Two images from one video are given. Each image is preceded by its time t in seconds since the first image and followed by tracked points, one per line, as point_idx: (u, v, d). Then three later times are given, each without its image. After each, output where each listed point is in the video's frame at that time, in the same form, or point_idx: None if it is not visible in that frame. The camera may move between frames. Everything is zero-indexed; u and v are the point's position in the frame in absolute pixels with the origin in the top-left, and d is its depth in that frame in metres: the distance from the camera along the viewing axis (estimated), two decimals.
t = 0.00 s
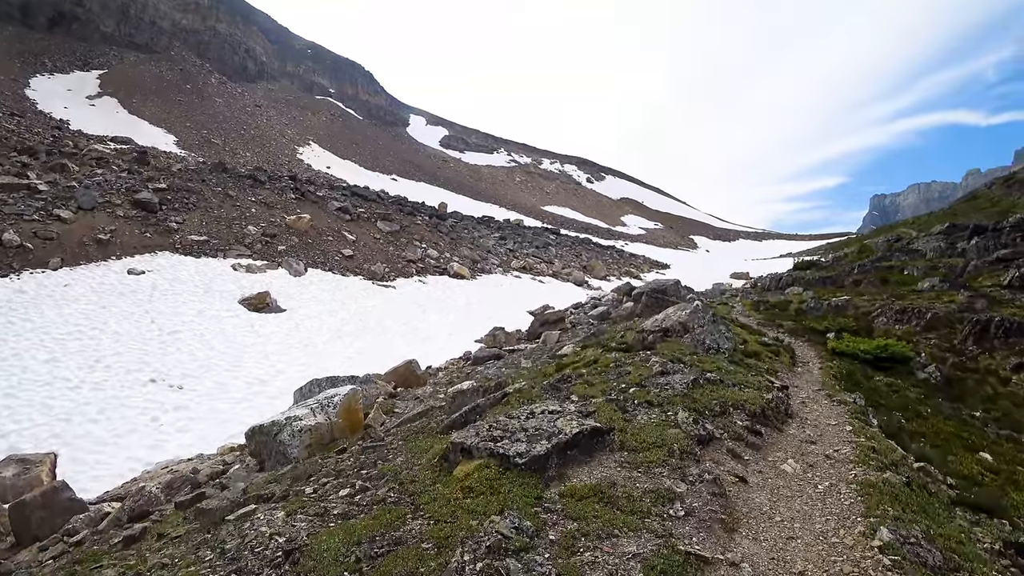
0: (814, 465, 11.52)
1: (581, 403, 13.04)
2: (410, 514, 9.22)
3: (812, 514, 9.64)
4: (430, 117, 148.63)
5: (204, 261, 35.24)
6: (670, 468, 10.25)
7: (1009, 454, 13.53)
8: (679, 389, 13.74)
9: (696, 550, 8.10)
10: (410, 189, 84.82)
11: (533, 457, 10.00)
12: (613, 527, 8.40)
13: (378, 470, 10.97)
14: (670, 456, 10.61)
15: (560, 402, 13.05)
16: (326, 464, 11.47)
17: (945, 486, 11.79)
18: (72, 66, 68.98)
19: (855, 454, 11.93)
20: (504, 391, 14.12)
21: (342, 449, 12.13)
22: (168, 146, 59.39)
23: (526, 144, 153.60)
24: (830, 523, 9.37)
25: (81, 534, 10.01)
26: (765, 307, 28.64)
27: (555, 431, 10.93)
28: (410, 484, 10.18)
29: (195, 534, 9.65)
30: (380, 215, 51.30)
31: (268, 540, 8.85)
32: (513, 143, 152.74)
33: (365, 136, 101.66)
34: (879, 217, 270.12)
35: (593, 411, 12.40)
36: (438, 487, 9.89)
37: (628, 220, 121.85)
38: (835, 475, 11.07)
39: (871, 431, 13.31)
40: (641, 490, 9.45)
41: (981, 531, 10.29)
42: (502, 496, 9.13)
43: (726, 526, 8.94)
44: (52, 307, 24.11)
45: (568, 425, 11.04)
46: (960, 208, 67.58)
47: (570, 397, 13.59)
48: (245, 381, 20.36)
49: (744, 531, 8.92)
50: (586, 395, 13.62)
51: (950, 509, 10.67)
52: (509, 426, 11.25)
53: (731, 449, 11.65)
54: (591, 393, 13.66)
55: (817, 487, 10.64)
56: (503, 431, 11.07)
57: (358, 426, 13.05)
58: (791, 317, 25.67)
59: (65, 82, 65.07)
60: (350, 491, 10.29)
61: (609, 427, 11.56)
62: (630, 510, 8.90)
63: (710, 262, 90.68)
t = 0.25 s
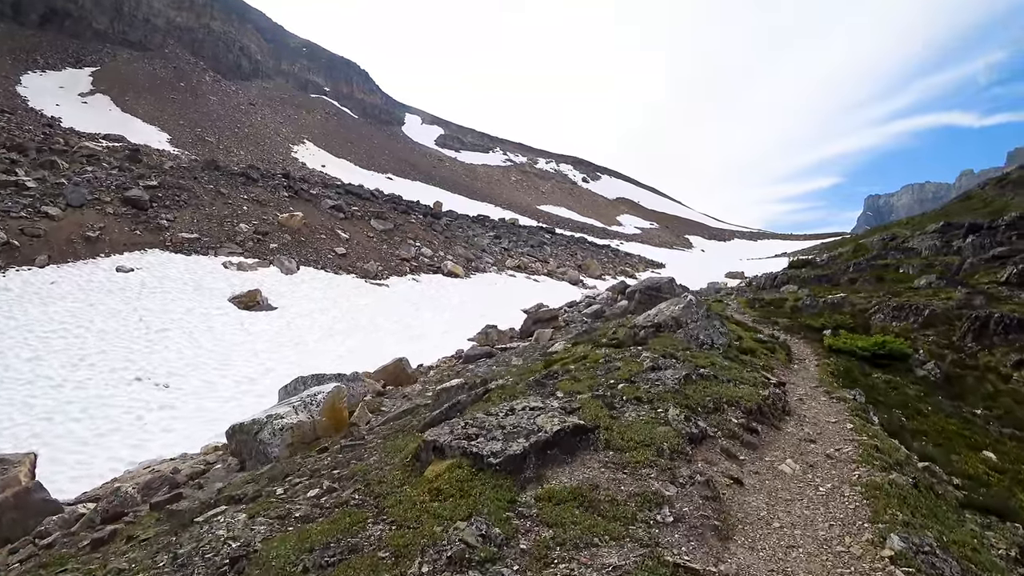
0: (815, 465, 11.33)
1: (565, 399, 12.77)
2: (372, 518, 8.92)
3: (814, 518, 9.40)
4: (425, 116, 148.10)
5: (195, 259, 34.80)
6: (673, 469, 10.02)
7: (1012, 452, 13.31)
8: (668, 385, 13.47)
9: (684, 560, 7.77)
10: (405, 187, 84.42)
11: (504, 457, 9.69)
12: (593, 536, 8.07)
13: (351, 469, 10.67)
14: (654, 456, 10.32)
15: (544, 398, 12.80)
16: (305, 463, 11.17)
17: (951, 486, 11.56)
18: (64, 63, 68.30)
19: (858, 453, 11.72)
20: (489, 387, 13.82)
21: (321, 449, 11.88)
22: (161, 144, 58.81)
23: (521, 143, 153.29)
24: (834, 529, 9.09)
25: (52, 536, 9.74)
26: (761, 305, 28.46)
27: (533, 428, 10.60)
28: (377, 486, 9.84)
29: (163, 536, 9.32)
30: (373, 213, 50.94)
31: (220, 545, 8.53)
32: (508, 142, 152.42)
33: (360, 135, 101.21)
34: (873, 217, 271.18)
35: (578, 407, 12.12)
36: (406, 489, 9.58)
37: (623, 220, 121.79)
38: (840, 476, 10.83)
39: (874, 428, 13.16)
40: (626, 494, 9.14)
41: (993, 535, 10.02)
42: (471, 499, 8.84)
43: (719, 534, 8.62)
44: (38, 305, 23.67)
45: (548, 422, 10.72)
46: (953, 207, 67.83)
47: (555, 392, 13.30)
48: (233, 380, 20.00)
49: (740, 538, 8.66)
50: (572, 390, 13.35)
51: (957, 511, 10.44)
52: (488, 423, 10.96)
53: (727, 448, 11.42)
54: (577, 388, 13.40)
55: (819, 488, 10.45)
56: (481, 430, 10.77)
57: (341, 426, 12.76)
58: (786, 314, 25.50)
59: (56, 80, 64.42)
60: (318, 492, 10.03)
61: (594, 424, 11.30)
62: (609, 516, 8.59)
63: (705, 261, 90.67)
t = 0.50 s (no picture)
0: (823, 480, 10.87)
1: (552, 408, 12.34)
2: (333, 541, 8.23)
3: (825, 544, 8.83)
4: (422, 116, 147.71)
5: (186, 257, 34.35)
6: (680, 488, 9.65)
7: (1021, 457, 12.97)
8: (662, 394, 13.08)
9: None
10: (401, 187, 84.00)
11: (481, 474, 9.09)
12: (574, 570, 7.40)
13: (323, 483, 10.12)
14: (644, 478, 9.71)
15: (530, 406, 12.39)
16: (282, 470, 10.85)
17: (965, 500, 10.99)
18: (59, 60, 67.77)
19: (868, 467, 11.25)
20: (474, 393, 13.46)
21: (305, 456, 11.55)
22: (156, 142, 58.32)
23: (518, 144, 153.01)
24: (847, 559, 8.47)
25: (20, 545, 9.48)
26: (758, 307, 28.21)
27: (515, 441, 10.05)
28: (343, 503, 9.18)
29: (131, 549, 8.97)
30: (368, 212, 50.54)
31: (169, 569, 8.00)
32: (505, 143, 152.14)
33: (357, 134, 100.78)
34: (868, 220, 271.90)
35: (567, 417, 11.71)
36: (371, 507, 8.98)
37: (620, 221, 121.63)
38: (850, 494, 10.30)
39: (884, 438, 12.73)
40: (613, 523, 8.55)
41: (1015, 556, 9.37)
42: (442, 524, 8.19)
43: (720, 566, 7.95)
44: (24, 303, 23.23)
45: (532, 434, 10.22)
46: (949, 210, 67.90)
47: (545, 400, 12.92)
48: (221, 381, 19.61)
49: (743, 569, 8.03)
50: (562, 398, 12.96)
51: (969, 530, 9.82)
52: (468, 433, 10.44)
53: (728, 463, 11.00)
54: (566, 396, 13.01)
55: (828, 508, 9.95)
56: (459, 440, 10.24)
57: (325, 430, 12.71)
58: (784, 316, 25.25)
59: (51, 76, 63.90)
60: (284, 506, 9.47)
61: (583, 436, 10.89)
62: (596, 547, 7.93)
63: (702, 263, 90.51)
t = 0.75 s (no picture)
0: (824, 508, 10.17)
1: (534, 427, 11.42)
2: None
3: None
4: (416, 117, 147.22)
5: (174, 257, 33.86)
6: (673, 520, 8.55)
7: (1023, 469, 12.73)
8: (652, 410, 12.22)
9: None
10: (395, 187, 83.61)
11: (450, 507, 8.16)
12: None
13: (293, 504, 9.64)
14: (633, 506, 8.70)
15: (510, 424, 11.53)
16: (259, 481, 10.65)
17: (971, 523, 10.32)
18: (49, 57, 67.04)
19: (872, 492, 10.62)
20: (453, 407, 13.07)
21: (285, 468, 11.28)
22: (147, 140, 57.68)
23: (512, 145, 152.82)
24: None
25: None
26: (751, 310, 28.08)
27: (491, 468, 9.05)
28: (304, 534, 8.51)
29: (92, 569, 8.64)
30: (360, 212, 50.16)
31: None
32: (499, 144, 151.93)
33: (350, 134, 100.25)
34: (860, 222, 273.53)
35: (548, 437, 10.75)
36: (334, 540, 8.23)
37: (613, 222, 121.67)
38: (854, 525, 9.58)
39: (888, 460, 12.02)
40: (599, 561, 7.46)
41: None
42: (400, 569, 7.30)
43: None
44: (6, 304, 22.74)
45: (508, 459, 9.20)
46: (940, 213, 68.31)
47: (528, 416, 12.15)
48: (206, 385, 19.24)
49: None
50: (546, 413, 12.20)
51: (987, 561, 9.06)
52: (439, 457, 9.50)
53: (723, 489, 10.13)
54: (551, 411, 12.25)
55: (832, 542, 9.13)
56: (428, 465, 9.32)
57: (308, 438, 12.49)
58: (778, 320, 25.15)
59: (41, 73, 63.16)
60: (247, 532, 8.91)
61: (565, 458, 9.92)
62: None
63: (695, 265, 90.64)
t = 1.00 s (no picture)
0: (822, 517, 9.93)
1: (515, 431, 11.17)
2: None
3: None
4: (408, 116, 146.65)
5: (161, 256, 33.39)
6: (661, 534, 8.29)
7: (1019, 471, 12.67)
8: (639, 413, 12.01)
9: None
10: (386, 187, 83.20)
11: (417, 520, 7.86)
12: None
13: (258, 512, 9.33)
14: (618, 519, 8.45)
15: (489, 428, 11.28)
16: (235, 484, 10.40)
17: (973, 529, 10.16)
18: (36, 53, 66.14)
19: (871, 500, 10.34)
20: (430, 408, 12.90)
21: (264, 470, 11.01)
22: (136, 137, 57.01)
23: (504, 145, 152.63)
24: None
25: None
26: (743, 311, 28.02)
27: (464, 476, 8.77)
28: (261, 547, 8.20)
29: None
30: (351, 212, 49.81)
31: None
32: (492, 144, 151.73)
33: (342, 133, 99.72)
34: (850, 225, 275.58)
35: (530, 441, 10.53)
36: (294, 553, 7.95)
37: (605, 223, 121.79)
38: (856, 537, 9.28)
39: (887, 464, 11.84)
40: None
41: None
42: None
43: None
44: None
45: (481, 466, 8.93)
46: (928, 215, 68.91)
47: (509, 418, 11.94)
48: (191, 385, 18.90)
49: None
50: (528, 415, 12.00)
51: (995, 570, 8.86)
52: (410, 463, 9.26)
53: (716, 496, 9.93)
54: (534, 413, 12.05)
55: (832, 555, 8.87)
56: (399, 473, 9.06)
57: (289, 438, 12.24)
58: (770, 321, 25.13)
59: (28, 69, 62.30)
60: (207, 543, 8.61)
61: (546, 464, 9.70)
62: None
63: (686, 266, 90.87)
